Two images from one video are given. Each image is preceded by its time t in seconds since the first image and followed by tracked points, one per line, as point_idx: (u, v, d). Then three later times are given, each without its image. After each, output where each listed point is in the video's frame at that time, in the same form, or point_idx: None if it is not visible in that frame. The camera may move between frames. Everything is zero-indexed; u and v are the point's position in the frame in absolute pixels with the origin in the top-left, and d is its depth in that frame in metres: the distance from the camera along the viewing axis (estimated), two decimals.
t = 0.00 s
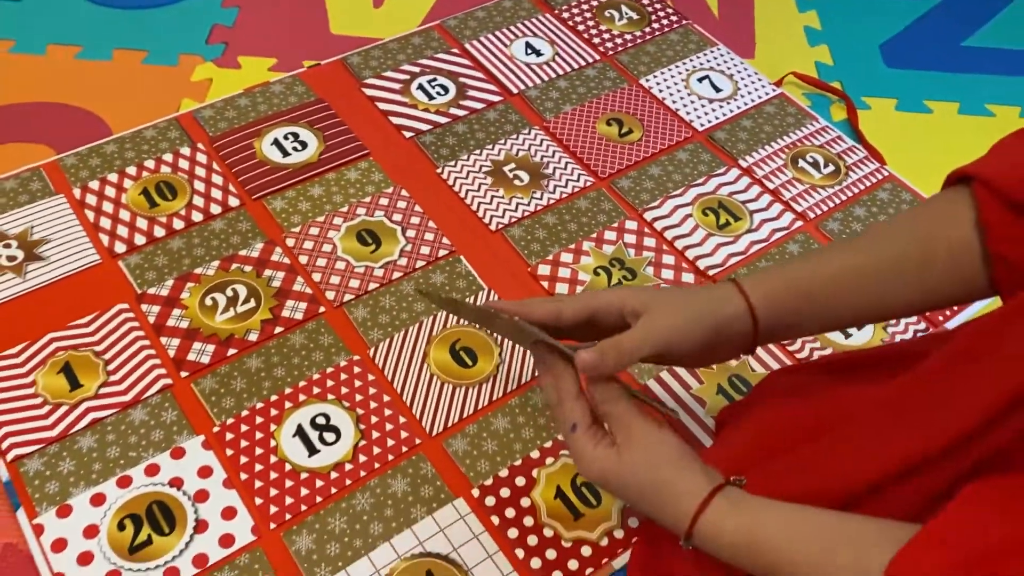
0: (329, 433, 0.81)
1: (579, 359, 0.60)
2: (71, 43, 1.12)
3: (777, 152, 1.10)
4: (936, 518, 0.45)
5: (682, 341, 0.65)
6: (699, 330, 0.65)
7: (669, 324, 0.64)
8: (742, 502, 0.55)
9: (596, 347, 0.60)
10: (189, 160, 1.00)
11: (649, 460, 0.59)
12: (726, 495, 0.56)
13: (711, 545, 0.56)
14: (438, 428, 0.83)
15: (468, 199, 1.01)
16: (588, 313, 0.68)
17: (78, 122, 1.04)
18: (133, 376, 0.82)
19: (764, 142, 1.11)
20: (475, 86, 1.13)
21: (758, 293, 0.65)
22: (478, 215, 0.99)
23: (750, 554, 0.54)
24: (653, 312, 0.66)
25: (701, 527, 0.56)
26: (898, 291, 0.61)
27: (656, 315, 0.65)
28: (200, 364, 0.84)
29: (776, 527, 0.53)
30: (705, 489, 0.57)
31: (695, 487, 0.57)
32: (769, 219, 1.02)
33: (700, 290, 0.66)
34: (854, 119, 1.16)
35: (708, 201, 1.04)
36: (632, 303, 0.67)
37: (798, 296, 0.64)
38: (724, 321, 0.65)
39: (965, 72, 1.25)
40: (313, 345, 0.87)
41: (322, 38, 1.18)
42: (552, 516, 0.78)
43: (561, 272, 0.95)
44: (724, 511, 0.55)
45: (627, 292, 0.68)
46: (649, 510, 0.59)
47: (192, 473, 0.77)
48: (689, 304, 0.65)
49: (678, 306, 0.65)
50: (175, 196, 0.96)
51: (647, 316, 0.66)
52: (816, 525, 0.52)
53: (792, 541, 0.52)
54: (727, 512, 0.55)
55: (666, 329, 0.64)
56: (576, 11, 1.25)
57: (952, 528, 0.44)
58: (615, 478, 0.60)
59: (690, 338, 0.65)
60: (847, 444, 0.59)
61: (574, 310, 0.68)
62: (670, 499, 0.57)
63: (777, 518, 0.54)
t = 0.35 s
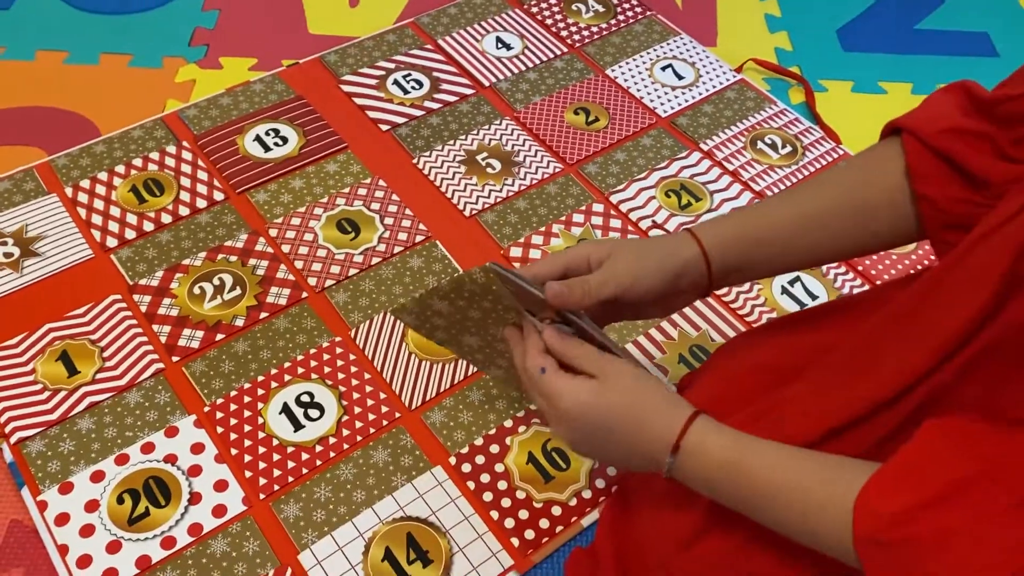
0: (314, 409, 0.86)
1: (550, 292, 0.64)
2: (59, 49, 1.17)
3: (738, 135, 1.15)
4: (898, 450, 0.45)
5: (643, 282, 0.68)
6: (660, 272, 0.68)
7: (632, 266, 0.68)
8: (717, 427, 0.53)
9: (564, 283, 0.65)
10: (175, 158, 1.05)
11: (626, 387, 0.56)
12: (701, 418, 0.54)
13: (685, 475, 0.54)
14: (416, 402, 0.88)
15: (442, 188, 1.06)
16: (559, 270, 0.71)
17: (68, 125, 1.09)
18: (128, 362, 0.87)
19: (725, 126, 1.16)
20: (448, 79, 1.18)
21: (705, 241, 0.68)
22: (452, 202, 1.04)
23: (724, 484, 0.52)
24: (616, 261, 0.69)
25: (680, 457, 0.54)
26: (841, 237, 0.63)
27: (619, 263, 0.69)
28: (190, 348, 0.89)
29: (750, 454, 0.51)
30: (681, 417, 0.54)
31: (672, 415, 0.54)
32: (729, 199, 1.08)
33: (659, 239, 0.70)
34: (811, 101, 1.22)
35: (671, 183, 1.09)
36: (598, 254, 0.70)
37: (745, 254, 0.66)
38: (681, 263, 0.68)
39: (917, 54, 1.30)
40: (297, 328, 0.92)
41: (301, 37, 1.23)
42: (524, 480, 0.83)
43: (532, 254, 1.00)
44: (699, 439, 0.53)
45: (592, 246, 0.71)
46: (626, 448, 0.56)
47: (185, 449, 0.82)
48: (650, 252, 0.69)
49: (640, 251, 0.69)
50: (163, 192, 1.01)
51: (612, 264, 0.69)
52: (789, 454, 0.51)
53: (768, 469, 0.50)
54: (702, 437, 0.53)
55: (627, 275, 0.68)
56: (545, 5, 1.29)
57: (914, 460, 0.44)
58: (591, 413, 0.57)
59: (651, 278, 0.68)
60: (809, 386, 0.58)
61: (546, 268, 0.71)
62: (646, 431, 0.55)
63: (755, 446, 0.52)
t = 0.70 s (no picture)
0: (304, 391, 0.89)
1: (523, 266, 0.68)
2: (45, 49, 1.19)
3: (711, 120, 1.19)
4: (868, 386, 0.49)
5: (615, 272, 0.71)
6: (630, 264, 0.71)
7: (604, 258, 0.71)
8: (708, 363, 0.57)
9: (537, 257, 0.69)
10: (163, 152, 1.08)
11: (625, 325, 0.59)
12: (691, 355, 0.58)
13: (678, 414, 0.58)
14: (403, 382, 0.91)
15: (425, 176, 1.09)
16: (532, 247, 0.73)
17: (56, 122, 1.11)
18: (122, 349, 0.90)
19: (699, 112, 1.20)
20: (428, 71, 1.21)
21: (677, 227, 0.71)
22: (434, 190, 1.08)
23: (713, 417, 0.56)
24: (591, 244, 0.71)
25: (675, 391, 0.57)
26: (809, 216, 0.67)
27: (594, 246, 0.71)
28: (182, 335, 0.92)
29: (738, 388, 0.56)
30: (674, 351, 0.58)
31: (665, 352, 0.58)
32: (702, 181, 1.12)
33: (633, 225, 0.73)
34: (782, 87, 1.26)
35: (646, 168, 1.13)
36: (575, 234, 0.72)
37: (715, 235, 0.70)
38: (651, 255, 0.71)
39: (885, 39, 1.34)
40: (286, 314, 0.95)
41: (283, 33, 1.25)
42: (509, 453, 0.87)
43: (513, 238, 1.04)
44: (691, 374, 0.57)
45: (570, 225, 0.73)
46: (626, 385, 0.58)
47: (180, 432, 0.85)
48: (623, 239, 0.71)
49: (614, 238, 0.71)
50: (152, 186, 1.04)
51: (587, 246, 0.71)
52: (771, 390, 0.55)
53: (755, 401, 0.55)
54: (693, 373, 0.57)
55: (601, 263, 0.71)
56: None
57: (882, 397, 0.48)
58: (596, 350, 0.57)
59: (621, 269, 0.71)
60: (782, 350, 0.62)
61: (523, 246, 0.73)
62: (644, 367, 0.57)
63: (741, 380, 0.56)
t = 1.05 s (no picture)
0: (308, 381, 0.91)
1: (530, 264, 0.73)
2: (43, 48, 1.20)
3: (701, 112, 1.21)
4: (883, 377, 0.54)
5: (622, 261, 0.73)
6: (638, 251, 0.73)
7: (615, 244, 0.73)
8: (722, 350, 0.61)
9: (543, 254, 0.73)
10: (162, 149, 1.09)
11: (640, 309, 0.63)
12: (706, 342, 0.61)
13: (691, 395, 0.61)
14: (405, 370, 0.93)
15: (422, 170, 1.10)
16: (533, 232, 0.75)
17: (56, 120, 1.12)
18: (128, 343, 0.92)
19: (690, 103, 1.22)
20: (423, 66, 1.22)
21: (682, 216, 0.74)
22: (432, 183, 1.09)
23: (727, 403, 0.59)
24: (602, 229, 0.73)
25: (689, 375, 0.61)
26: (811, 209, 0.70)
27: (605, 232, 0.73)
28: (187, 328, 0.94)
29: (752, 375, 0.59)
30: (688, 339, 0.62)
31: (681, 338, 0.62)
32: (694, 171, 1.14)
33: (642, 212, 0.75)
34: (771, 78, 1.28)
35: (639, 159, 1.15)
36: (586, 218, 0.74)
37: (716, 227, 0.73)
38: (658, 243, 0.74)
39: (871, 30, 1.37)
40: (288, 306, 0.97)
41: (278, 30, 1.27)
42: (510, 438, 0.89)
43: (510, 230, 1.05)
44: (707, 360, 0.60)
45: (579, 208, 0.75)
46: (643, 364, 0.61)
47: (187, 422, 0.87)
48: (633, 226, 0.74)
49: (624, 225, 0.73)
50: (152, 182, 1.05)
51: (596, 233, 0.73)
52: (784, 377, 0.59)
53: (768, 388, 0.58)
54: (709, 359, 0.60)
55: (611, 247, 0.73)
56: None
57: (895, 386, 0.53)
58: (616, 325, 0.61)
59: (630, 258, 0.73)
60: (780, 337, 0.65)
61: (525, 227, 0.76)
62: (660, 352, 0.61)
63: (753, 367, 0.60)
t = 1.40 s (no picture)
0: (304, 376, 0.91)
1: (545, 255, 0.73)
2: (34, 47, 1.20)
3: (691, 107, 1.22)
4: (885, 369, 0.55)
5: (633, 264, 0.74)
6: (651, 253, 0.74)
7: (630, 243, 0.73)
8: (728, 337, 0.63)
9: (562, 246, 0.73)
10: (155, 147, 1.09)
11: (658, 292, 0.64)
12: (714, 332, 0.64)
13: (696, 377, 0.63)
14: (401, 365, 0.93)
15: (415, 166, 1.11)
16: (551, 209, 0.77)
17: (48, 119, 1.12)
18: (124, 340, 0.92)
19: (680, 99, 1.23)
20: (415, 63, 1.23)
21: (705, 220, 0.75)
22: (425, 179, 1.10)
23: (732, 393, 0.62)
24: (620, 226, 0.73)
25: (695, 364, 0.63)
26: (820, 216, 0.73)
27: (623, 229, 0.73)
28: (183, 325, 0.94)
29: (759, 366, 0.61)
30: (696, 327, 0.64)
31: (690, 326, 0.64)
32: (685, 166, 1.15)
33: (665, 211, 0.76)
34: (760, 73, 1.29)
35: (630, 154, 1.15)
36: (607, 209, 0.74)
37: (735, 239, 0.75)
38: (672, 249, 0.75)
39: (858, 24, 1.38)
40: (283, 302, 0.97)
41: (269, 28, 1.27)
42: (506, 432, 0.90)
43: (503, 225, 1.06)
44: (714, 350, 0.63)
45: (606, 197, 0.75)
46: (656, 344, 0.63)
47: (184, 418, 0.87)
48: (654, 225, 0.74)
49: (643, 223, 0.74)
50: (146, 180, 1.06)
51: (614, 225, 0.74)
52: (788, 368, 0.61)
53: (772, 377, 0.61)
54: (716, 351, 0.63)
55: (625, 246, 0.73)
56: None
57: (894, 375, 0.54)
58: (636, 302, 0.62)
59: (641, 260, 0.74)
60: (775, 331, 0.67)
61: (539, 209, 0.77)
62: (672, 337, 0.63)
63: (758, 358, 0.62)
